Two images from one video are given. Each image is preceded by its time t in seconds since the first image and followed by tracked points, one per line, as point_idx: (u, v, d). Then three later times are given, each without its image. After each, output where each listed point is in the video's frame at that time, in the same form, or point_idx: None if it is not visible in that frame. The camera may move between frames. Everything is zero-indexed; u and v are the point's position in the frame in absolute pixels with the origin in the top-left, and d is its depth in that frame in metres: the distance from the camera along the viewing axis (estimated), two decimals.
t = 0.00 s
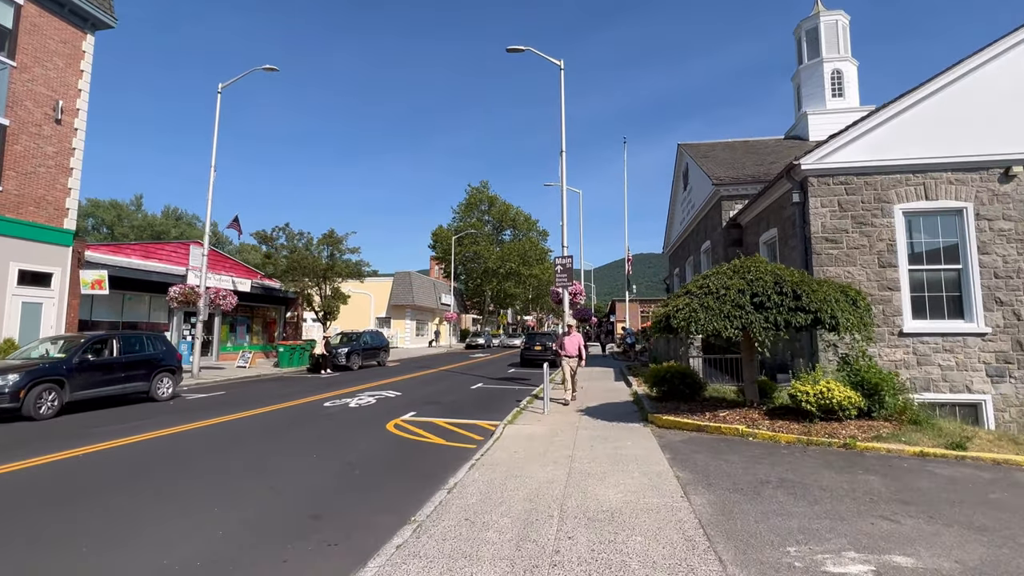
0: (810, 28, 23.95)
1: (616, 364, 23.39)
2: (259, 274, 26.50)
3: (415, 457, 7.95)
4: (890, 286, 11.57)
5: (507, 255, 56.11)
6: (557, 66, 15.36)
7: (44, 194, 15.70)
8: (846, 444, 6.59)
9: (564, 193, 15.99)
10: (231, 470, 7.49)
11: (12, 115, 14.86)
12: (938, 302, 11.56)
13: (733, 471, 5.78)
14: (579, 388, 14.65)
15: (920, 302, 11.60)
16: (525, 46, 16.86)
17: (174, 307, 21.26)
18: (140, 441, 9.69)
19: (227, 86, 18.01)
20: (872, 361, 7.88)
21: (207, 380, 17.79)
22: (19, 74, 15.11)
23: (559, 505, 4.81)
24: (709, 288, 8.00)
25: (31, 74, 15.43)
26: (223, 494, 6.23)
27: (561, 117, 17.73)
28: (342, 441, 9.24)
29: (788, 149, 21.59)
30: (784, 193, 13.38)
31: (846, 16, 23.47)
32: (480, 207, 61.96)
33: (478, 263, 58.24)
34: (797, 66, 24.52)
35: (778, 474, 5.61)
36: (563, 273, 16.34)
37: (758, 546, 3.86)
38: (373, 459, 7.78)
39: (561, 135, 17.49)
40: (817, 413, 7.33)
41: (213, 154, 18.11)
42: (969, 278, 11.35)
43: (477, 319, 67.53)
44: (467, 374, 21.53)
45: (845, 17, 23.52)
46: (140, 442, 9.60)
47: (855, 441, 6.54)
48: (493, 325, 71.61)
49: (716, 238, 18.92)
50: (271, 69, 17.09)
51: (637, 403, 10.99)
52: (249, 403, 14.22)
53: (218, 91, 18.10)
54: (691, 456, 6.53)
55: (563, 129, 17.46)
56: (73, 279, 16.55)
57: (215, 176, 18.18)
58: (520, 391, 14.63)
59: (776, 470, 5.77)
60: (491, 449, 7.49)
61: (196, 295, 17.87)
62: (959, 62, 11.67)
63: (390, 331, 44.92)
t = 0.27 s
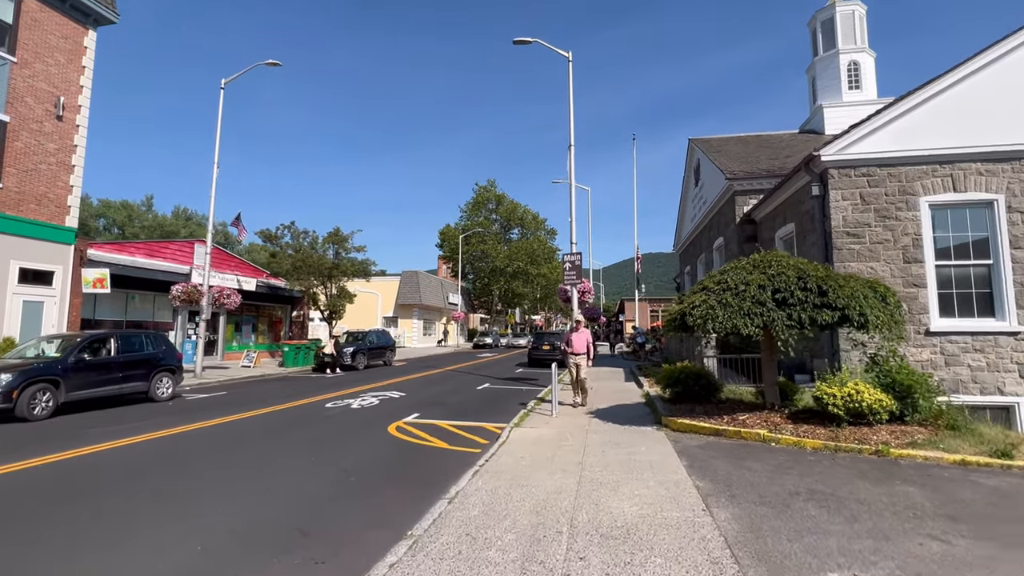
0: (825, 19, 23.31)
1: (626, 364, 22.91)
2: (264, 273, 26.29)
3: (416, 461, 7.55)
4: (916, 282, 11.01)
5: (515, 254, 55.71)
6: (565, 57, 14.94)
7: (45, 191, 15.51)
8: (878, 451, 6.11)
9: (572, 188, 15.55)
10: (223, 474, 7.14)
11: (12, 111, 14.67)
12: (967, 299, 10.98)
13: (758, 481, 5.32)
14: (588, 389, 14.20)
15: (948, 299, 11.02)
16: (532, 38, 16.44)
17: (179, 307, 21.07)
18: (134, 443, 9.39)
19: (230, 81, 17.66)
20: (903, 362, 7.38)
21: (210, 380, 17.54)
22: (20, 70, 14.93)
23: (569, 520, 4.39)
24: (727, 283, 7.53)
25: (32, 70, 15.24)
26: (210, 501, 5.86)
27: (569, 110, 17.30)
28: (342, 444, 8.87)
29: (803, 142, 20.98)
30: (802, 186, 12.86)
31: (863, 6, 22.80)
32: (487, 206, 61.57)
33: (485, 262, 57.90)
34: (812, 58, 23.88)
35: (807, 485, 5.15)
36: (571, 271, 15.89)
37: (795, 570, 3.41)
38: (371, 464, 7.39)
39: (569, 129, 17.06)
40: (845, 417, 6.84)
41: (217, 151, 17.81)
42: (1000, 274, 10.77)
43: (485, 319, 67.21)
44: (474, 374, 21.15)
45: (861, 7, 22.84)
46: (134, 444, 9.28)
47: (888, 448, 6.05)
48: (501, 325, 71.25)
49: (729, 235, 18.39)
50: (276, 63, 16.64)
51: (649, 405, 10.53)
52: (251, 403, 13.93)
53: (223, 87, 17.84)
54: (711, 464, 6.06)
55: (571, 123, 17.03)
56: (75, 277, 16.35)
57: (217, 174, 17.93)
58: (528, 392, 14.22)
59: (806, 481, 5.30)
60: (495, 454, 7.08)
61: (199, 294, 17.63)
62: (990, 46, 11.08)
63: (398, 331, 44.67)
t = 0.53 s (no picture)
0: (838, 11, 22.71)
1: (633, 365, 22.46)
2: (267, 273, 26.09)
3: (411, 469, 7.20)
4: (937, 281, 10.52)
5: (521, 253, 55.31)
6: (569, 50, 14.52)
7: (43, 190, 15.34)
8: (905, 462, 5.68)
9: (577, 184, 15.12)
10: (208, 484, 6.82)
11: (9, 109, 14.51)
12: (992, 298, 10.45)
13: (776, 496, 4.92)
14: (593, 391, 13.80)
15: (972, 298, 10.51)
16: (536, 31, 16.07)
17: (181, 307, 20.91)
18: (125, 447, 9.12)
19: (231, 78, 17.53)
20: (929, 365, 6.92)
21: (210, 381, 17.32)
22: (17, 67, 14.76)
23: (568, 541, 4.01)
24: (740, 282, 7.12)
25: (30, 68, 15.07)
26: (191, 514, 5.55)
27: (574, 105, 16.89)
28: (336, 449, 8.54)
29: (816, 137, 20.42)
30: (816, 181, 12.38)
31: None
32: (493, 205, 61.18)
33: (491, 262, 57.52)
34: (824, 51, 23.29)
35: (829, 501, 4.73)
36: (576, 269, 15.48)
37: None
38: (364, 472, 7.05)
39: (573, 124, 16.64)
40: (867, 424, 6.40)
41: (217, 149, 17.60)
42: None
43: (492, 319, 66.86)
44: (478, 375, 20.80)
45: None
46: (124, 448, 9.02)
47: (915, 459, 5.61)
48: (507, 324, 70.87)
49: (739, 232, 17.90)
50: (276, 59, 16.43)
51: (657, 409, 10.11)
52: (249, 405, 13.67)
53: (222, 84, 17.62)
54: (723, 476, 5.66)
55: (576, 118, 16.62)
56: (74, 277, 16.19)
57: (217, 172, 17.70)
58: (532, 395, 13.83)
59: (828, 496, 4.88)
60: (493, 463, 6.70)
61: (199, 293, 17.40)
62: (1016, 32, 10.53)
63: (403, 331, 44.43)
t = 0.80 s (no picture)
0: (848, 3, 22.16)
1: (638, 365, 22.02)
2: (268, 272, 25.86)
3: (397, 476, 6.82)
4: (955, 278, 10.04)
5: (526, 252, 54.93)
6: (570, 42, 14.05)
7: (37, 188, 15.14)
8: (926, 471, 5.25)
9: (579, 180, 14.72)
10: (183, 488, 6.49)
11: (2, 105, 14.31)
12: (1013, 295, 9.95)
13: (786, 509, 4.51)
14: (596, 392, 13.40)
15: (992, 296, 10.01)
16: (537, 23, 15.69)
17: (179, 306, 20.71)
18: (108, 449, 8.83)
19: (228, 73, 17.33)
20: (950, 366, 6.47)
21: (207, 381, 17.08)
22: (10, 63, 14.57)
23: (556, 560, 3.64)
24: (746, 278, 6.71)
25: (23, 64, 14.88)
26: (156, 522, 5.16)
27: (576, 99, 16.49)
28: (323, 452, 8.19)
29: (826, 132, 19.89)
30: (828, 174, 11.89)
31: None
32: (498, 204, 60.81)
33: (496, 261, 57.17)
34: (834, 44, 22.73)
35: (845, 515, 4.33)
36: (578, 267, 15.07)
37: None
38: (347, 478, 6.68)
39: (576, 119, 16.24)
40: (884, 430, 5.97)
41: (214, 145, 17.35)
42: None
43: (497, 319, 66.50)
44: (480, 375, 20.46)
45: None
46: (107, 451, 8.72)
47: (937, 468, 5.18)
48: (513, 324, 70.49)
49: (747, 229, 17.42)
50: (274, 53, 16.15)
51: (661, 411, 9.71)
52: (243, 405, 13.38)
53: (219, 80, 17.37)
54: (729, 485, 5.26)
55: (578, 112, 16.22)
56: (69, 276, 15.99)
57: (214, 169, 17.46)
58: (532, 396, 13.46)
59: (843, 509, 4.47)
60: (484, 468, 6.32)
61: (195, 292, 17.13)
62: None
63: (407, 331, 44.15)
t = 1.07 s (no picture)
0: None
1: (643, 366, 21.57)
2: (268, 271, 25.58)
3: (385, 486, 6.42)
4: (976, 275, 9.57)
5: (530, 251, 54.52)
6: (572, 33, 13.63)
7: (30, 185, 14.89)
8: (956, 485, 4.82)
9: (582, 175, 14.30)
10: (158, 498, 6.13)
11: None
12: None
13: (804, 529, 4.10)
14: (599, 394, 12.98)
15: (1015, 294, 9.53)
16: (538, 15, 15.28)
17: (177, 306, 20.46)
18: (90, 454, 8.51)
19: (224, 69, 17.11)
20: (978, 370, 6.02)
21: (204, 381, 16.80)
22: (2, 58, 14.32)
23: None
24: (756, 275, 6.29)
25: (16, 59, 14.63)
26: (124, 535, 4.85)
27: (579, 92, 16.07)
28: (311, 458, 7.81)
29: (836, 126, 19.36)
30: (841, 168, 11.42)
31: None
32: (502, 203, 60.42)
33: (500, 260, 56.80)
34: (844, 36, 22.18)
35: (870, 536, 3.92)
36: (581, 266, 14.65)
37: None
38: (331, 487, 6.29)
39: (578, 113, 15.82)
40: (907, 438, 5.54)
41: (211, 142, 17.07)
42: None
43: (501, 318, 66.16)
44: (481, 376, 20.09)
45: None
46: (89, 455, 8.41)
47: (968, 481, 4.75)
48: (517, 324, 70.09)
49: (755, 226, 16.94)
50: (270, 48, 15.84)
51: (666, 415, 9.31)
52: (237, 407, 13.06)
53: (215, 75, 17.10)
54: (741, 499, 4.84)
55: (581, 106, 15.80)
56: (63, 275, 15.75)
57: (210, 166, 17.18)
58: (533, 399, 13.06)
59: (868, 530, 4.06)
60: (477, 477, 5.93)
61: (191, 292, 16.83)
62: None
63: (410, 330, 43.87)
